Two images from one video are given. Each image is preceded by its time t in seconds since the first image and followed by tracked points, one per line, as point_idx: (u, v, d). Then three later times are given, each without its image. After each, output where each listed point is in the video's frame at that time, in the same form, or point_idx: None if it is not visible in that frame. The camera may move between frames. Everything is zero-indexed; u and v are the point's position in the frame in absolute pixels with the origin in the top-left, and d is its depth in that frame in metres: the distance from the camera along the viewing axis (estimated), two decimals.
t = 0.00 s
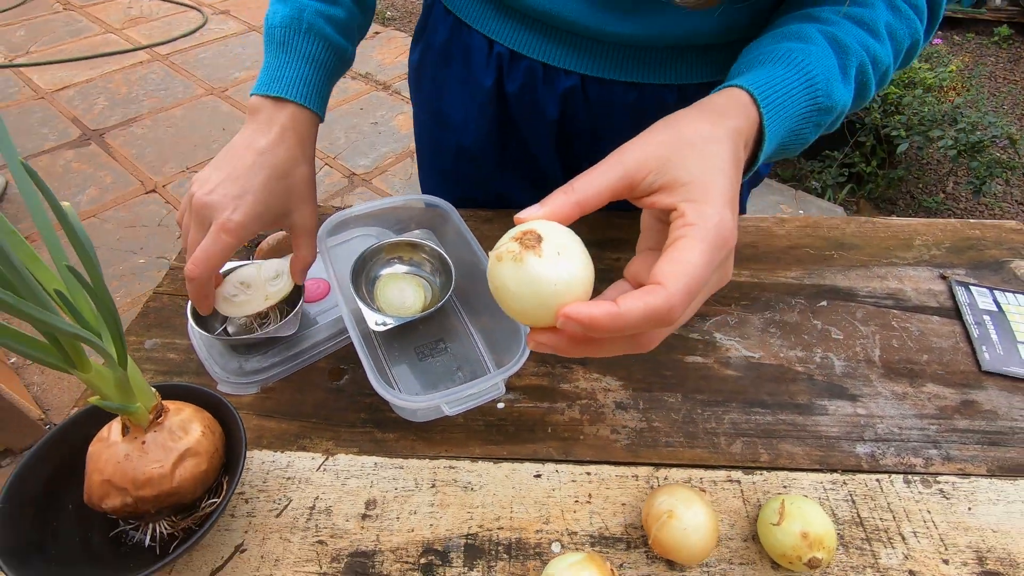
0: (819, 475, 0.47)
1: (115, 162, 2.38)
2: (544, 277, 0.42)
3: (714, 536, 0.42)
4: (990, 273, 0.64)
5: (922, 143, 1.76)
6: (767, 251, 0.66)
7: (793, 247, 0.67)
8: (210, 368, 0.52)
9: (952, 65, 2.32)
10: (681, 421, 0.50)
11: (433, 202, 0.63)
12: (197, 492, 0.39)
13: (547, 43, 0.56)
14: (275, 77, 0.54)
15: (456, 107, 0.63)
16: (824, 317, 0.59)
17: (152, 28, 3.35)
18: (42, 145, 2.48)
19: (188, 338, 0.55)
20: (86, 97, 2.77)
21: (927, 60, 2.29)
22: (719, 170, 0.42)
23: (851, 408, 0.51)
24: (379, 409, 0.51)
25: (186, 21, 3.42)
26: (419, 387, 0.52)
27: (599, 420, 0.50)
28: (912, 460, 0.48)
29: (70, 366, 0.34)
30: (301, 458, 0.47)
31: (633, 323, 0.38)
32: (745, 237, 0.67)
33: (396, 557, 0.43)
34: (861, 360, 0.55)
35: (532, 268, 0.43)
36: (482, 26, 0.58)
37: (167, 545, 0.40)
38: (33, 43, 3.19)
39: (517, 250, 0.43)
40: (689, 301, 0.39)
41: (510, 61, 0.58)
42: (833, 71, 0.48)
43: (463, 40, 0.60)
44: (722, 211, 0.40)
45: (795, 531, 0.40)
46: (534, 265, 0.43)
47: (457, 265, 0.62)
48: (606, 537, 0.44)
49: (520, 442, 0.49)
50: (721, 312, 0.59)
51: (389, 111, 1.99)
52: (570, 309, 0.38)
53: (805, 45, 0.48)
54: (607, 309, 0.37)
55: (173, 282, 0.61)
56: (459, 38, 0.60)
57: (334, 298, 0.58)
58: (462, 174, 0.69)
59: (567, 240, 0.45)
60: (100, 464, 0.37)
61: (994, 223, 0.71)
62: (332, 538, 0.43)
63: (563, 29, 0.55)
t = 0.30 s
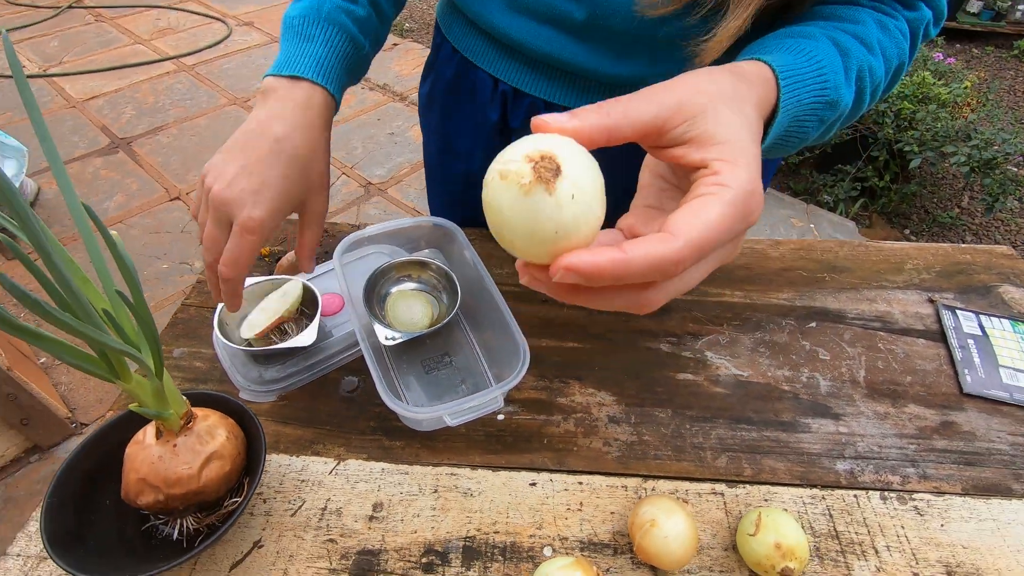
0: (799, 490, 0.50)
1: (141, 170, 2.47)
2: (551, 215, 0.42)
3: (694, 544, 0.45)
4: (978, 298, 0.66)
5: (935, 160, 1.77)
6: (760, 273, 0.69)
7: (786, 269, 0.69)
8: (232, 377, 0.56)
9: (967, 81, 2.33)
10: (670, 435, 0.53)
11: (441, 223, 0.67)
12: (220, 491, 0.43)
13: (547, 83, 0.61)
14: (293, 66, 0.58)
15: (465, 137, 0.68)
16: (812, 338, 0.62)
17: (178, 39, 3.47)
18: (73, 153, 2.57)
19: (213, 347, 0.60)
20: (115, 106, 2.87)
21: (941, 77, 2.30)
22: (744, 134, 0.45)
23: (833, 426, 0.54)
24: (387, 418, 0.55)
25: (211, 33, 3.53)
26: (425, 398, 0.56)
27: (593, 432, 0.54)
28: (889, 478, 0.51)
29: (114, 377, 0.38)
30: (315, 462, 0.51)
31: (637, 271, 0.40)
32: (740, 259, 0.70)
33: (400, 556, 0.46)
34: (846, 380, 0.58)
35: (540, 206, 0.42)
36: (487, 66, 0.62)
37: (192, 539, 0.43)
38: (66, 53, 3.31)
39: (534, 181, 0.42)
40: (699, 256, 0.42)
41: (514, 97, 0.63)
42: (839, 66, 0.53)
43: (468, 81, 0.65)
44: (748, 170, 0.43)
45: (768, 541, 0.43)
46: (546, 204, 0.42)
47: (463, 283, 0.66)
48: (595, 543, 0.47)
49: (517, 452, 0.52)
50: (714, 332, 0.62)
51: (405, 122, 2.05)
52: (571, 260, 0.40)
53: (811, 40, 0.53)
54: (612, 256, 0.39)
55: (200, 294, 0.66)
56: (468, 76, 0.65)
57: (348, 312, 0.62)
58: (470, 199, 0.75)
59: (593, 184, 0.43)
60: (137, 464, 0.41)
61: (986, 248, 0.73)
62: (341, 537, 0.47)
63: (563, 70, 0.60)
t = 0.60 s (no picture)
0: (770, 526, 0.54)
1: (154, 200, 2.55)
2: (621, 159, 0.50)
3: None
4: (944, 339, 0.71)
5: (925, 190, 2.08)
6: (740, 315, 0.73)
7: (763, 312, 0.74)
8: (248, 417, 0.61)
9: (954, 114, 2.42)
10: (651, 473, 0.58)
11: (440, 272, 0.73)
12: (238, 527, 0.48)
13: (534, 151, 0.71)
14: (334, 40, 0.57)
15: (463, 196, 0.77)
16: (787, 379, 0.66)
17: (191, 71, 3.59)
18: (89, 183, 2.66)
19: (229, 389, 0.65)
20: (130, 137, 2.97)
21: (929, 109, 2.39)
22: (771, 114, 0.55)
23: (803, 465, 0.58)
24: (390, 457, 0.59)
25: (223, 66, 3.65)
26: (424, 439, 0.61)
27: (580, 470, 0.58)
28: (854, 514, 0.55)
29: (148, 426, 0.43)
30: (323, 498, 0.56)
31: (753, 201, 0.45)
32: (721, 302, 0.74)
33: None
34: (817, 421, 0.62)
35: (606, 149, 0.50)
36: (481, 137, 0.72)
37: (212, 571, 0.48)
38: (83, 86, 3.43)
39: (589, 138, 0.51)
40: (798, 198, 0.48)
41: (505, 162, 0.73)
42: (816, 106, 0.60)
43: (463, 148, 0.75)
44: (795, 134, 0.52)
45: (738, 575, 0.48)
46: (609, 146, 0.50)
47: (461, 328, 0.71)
48: None
49: (509, 489, 0.57)
50: (695, 374, 0.67)
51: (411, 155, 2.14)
52: (678, 188, 0.45)
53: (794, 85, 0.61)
54: (724, 187, 0.45)
55: (216, 337, 0.71)
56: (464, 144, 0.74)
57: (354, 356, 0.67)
58: (466, 250, 0.83)
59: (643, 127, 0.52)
60: (165, 503, 0.46)
61: (953, 291, 0.78)
62: (347, 569, 0.52)
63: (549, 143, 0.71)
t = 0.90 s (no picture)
0: (750, 564, 0.58)
1: (153, 244, 2.59)
2: (651, 229, 0.55)
3: None
4: (911, 378, 0.75)
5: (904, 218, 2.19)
6: (719, 358, 0.77)
7: (741, 354, 0.78)
8: (255, 471, 0.64)
9: (927, 145, 2.53)
10: (638, 515, 0.61)
11: (436, 324, 0.77)
12: None
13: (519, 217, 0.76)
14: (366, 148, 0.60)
15: (456, 257, 0.82)
16: (764, 420, 0.70)
17: (190, 116, 3.68)
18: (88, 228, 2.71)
19: (237, 442, 0.68)
20: (129, 182, 3.03)
21: (903, 142, 2.49)
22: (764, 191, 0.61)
23: (781, 503, 0.62)
24: (391, 505, 0.62)
25: (220, 110, 3.75)
26: (422, 488, 0.64)
27: (570, 514, 0.61)
28: (828, 550, 0.59)
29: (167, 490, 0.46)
30: (327, 548, 0.59)
31: (766, 257, 0.50)
32: (701, 346, 0.78)
33: None
34: (793, 460, 0.66)
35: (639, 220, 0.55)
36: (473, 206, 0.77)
37: None
38: (83, 133, 3.51)
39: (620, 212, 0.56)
40: (805, 253, 0.52)
41: (495, 228, 0.79)
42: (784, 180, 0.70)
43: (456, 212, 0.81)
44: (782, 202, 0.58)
45: None
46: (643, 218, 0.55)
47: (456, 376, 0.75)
48: None
49: (504, 534, 0.60)
50: (677, 417, 0.71)
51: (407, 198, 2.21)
52: (704, 252, 0.49)
53: (762, 159, 0.72)
54: (741, 249, 0.49)
55: (224, 392, 0.74)
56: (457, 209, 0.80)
57: (355, 407, 0.71)
58: (459, 304, 0.88)
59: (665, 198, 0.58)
60: (181, 560, 0.49)
61: (918, 330, 0.82)
62: None
63: (540, 214, 0.76)
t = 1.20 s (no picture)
0: None
1: (134, 292, 2.58)
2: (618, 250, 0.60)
3: None
4: (877, 406, 0.80)
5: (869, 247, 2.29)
6: (698, 393, 0.81)
7: (719, 388, 0.82)
8: (252, 524, 0.65)
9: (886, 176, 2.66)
10: (627, 551, 0.64)
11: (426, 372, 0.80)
12: None
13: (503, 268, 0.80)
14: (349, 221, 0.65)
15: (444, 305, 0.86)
16: (743, 452, 0.74)
17: (171, 163, 3.71)
18: (66, 278, 2.68)
19: (232, 496, 0.69)
20: (109, 230, 3.03)
21: (864, 173, 2.62)
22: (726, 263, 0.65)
23: (762, 533, 0.65)
24: (387, 552, 0.64)
25: (201, 156, 3.78)
26: (417, 534, 0.66)
27: (562, 554, 0.64)
28: None
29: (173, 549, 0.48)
30: None
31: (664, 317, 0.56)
32: (680, 382, 0.82)
33: None
34: (772, 490, 0.70)
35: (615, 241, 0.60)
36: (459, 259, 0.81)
37: None
38: (62, 182, 3.50)
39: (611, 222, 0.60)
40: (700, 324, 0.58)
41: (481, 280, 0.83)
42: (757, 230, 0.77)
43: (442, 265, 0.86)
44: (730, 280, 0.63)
45: None
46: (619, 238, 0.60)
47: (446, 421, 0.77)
48: None
49: None
50: (660, 452, 0.74)
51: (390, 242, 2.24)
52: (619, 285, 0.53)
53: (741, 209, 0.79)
54: (649, 296, 0.54)
55: (218, 446, 0.76)
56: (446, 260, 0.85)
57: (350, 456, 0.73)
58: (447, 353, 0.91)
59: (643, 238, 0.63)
60: None
61: (883, 359, 0.87)
62: None
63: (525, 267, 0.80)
